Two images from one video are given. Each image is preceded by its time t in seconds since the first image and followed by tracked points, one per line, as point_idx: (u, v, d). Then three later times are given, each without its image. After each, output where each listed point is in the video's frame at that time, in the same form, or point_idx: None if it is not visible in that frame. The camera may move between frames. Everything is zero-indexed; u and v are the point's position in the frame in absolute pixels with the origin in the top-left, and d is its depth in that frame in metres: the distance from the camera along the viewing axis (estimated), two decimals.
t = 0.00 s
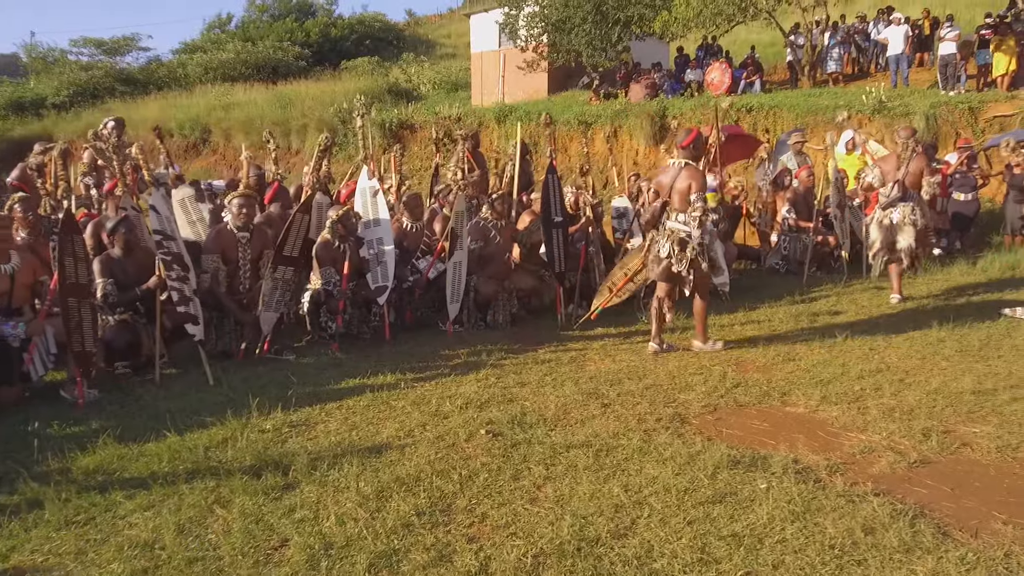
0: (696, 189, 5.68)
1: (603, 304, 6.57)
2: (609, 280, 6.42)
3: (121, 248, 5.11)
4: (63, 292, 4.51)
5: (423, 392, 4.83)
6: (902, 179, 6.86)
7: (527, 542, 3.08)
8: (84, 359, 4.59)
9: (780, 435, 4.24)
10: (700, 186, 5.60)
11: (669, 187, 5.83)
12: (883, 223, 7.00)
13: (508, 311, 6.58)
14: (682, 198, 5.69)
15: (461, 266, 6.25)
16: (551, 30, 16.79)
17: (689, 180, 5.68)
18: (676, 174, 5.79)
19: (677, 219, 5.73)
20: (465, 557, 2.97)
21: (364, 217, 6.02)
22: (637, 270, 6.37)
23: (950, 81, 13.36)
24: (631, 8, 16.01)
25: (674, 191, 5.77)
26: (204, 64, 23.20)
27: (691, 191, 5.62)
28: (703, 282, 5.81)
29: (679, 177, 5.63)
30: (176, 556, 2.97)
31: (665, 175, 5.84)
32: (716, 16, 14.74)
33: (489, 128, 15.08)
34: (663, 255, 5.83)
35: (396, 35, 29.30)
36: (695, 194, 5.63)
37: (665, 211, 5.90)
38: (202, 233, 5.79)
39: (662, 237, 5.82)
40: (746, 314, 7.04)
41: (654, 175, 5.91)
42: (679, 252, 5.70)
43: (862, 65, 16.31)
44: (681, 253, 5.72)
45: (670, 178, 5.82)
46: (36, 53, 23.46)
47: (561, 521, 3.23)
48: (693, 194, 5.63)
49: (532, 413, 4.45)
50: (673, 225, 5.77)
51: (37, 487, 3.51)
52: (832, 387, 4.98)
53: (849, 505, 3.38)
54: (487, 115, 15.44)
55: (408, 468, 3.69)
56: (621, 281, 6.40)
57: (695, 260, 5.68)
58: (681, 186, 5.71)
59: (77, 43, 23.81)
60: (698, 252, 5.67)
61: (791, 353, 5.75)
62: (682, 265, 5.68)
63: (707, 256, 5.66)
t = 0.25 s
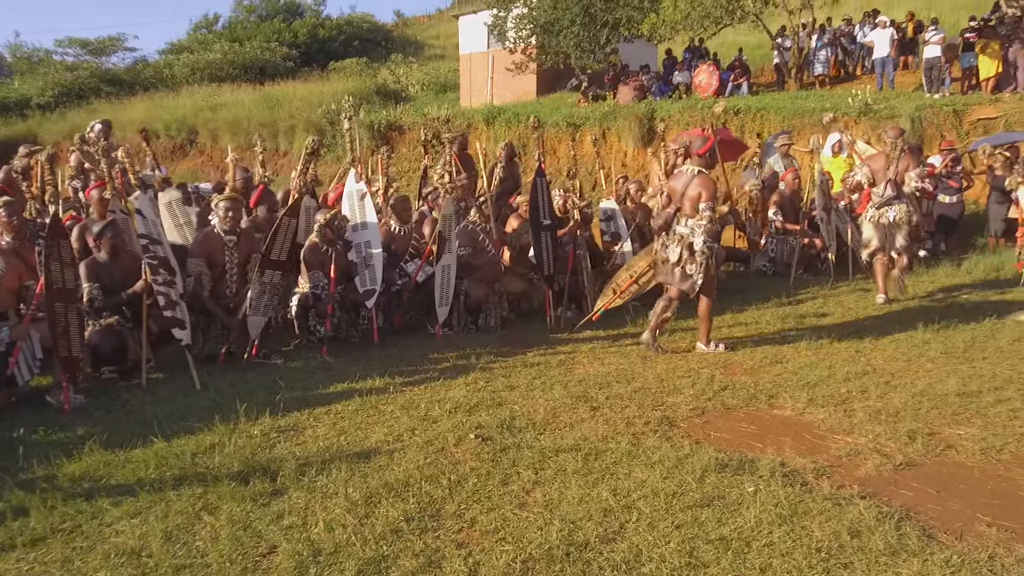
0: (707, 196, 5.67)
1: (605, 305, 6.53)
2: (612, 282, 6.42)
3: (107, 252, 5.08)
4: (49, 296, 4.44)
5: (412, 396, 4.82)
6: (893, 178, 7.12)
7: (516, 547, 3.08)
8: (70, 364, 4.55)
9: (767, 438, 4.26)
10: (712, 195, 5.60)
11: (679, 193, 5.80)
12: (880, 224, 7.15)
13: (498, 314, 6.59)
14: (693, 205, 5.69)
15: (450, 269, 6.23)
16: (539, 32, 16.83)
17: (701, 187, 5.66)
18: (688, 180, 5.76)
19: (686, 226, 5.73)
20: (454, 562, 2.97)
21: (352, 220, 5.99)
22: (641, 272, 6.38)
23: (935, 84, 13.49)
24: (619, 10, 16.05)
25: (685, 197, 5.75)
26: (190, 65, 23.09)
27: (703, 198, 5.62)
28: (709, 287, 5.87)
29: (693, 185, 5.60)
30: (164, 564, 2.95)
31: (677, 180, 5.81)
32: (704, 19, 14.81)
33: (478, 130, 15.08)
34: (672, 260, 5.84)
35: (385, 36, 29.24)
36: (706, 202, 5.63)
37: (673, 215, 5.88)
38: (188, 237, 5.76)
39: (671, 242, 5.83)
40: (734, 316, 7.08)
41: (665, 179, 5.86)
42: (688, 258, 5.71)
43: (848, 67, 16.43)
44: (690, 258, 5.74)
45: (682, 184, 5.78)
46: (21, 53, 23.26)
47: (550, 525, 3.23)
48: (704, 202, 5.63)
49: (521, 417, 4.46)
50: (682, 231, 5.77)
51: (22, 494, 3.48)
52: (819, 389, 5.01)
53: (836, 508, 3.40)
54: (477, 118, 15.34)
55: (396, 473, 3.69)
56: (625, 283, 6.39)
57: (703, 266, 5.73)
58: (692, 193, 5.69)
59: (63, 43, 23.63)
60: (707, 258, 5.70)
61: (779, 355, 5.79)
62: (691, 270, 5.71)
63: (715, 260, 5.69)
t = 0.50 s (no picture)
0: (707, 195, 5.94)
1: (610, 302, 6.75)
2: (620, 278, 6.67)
3: (89, 256, 5.06)
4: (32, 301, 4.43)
5: (398, 400, 4.80)
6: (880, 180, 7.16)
7: (503, 552, 3.08)
8: (54, 369, 4.52)
9: (752, 440, 4.29)
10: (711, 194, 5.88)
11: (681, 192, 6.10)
12: (867, 225, 7.22)
13: (485, 316, 6.59)
14: (693, 204, 5.97)
15: (436, 272, 6.22)
16: (525, 34, 16.84)
17: (701, 186, 5.95)
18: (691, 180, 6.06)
19: (686, 223, 6.00)
20: (441, 567, 2.97)
21: (336, 223, 5.97)
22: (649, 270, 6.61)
23: (916, 86, 13.63)
24: (604, 13, 16.09)
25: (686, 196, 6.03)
26: (173, 65, 22.92)
27: (702, 196, 5.90)
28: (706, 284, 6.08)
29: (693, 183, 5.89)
30: (147, 572, 2.92)
31: (680, 180, 6.11)
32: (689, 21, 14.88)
33: (464, 131, 15.07)
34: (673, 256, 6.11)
35: (370, 37, 29.14)
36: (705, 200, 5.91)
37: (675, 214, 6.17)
38: (170, 240, 5.71)
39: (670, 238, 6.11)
40: (719, 318, 7.12)
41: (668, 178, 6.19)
42: (688, 254, 5.93)
43: (831, 70, 16.57)
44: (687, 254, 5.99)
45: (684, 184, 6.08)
46: None
47: (537, 529, 3.23)
48: (703, 200, 5.91)
49: (507, 421, 4.46)
50: (681, 228, 6.05)
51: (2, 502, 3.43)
52: (804, 391, 5.04)
53: (820, 509, 3.43)
54: (462, 118, 15.37)
55: (383, 478, 3.67)
56: (631, 279, 6.61)
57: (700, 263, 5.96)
58: (693, 192, 5.99)
59: (43, 42, 23.36)
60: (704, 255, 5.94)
61: (763, 357, 5.83)
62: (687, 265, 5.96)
63: (717, 259, 5.87)
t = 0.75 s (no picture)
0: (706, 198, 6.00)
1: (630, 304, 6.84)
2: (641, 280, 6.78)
3: (88, 259, 5.03)
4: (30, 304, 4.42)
5: (397, 403, 4.81)
6: (888, 185, 7.13)
7: (502, 556, 3.08)
8: (53, 372, 4.52)
9: (751, 443, 4.29)
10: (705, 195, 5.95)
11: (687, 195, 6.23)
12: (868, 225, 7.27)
13: (484, 319, 6.60)
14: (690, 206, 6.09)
15: (436, 275, 6.22)
16: (524, 36, 16.86)
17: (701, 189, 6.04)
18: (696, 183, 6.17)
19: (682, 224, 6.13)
20: (440, 572, 2.97)
21: (335, 226, 5.94)
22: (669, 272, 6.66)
23: (916, 89, 13.64)
24: (604, 15, 16.10)
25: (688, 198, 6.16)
26: (173, 67, 22.96)
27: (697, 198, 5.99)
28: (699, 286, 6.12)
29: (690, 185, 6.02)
30: None
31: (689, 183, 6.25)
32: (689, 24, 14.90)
33: (464, 133, 15.08)
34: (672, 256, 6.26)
35: (369, 39, 29.15)
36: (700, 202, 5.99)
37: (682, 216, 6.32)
38: (171, 241, 5.74)
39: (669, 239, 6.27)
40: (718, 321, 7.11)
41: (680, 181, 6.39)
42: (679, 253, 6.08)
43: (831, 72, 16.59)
44: (679, 254, 6.14)
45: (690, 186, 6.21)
46: None
47: (536, 533, 3.23)
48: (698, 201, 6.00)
49: (507, 424, 4.46)
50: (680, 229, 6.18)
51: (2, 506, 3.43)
52: (803, 394, 5.05)
53: (819, 513, 3.43)
54: (461, 120, 15.37)
55: (382, 482, 3.67)
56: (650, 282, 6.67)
57: (691, 263, 6.06)
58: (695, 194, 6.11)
59: (42, 45, 23.38)
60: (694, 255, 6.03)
61: (762, 360, 5.84)
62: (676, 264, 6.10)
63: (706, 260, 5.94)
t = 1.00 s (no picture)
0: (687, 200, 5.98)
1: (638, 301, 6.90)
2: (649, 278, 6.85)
3: (76, 263, 5.06)
4: (15, 309, 4.38)
5: (388, 407, 4.80)
6: (890, 182, 7.32)
7: (493, 559, 3.08)
8: (39, 377, 4.48)
9: (740, 445, 4.31)
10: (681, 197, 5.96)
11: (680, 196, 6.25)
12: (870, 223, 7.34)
13: (475, 322, 6.58)
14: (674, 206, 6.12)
15: (426, 277, 6.23)
16: (516, 38, 16.89)
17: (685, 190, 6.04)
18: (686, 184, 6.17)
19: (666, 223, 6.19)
20: None
21: (326, 228, 5.96)
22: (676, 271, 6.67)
23: (904, 91, 13.73)
24: (594, 18, 16.14)
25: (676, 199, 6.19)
26: (163, 69, 22.87)
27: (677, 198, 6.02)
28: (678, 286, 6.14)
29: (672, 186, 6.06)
30: None
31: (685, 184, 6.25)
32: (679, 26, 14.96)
33: (455, 135, 15.09)
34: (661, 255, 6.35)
35: (361, 40, 29.10)
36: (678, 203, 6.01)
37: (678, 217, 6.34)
38: (161, 245, 5.75)
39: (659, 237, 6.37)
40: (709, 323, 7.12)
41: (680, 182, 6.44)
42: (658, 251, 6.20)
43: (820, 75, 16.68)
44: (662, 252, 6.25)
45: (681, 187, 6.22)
46: None
47: (526, 536, 3.24)
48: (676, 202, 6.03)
49: (497, 427, 4.46)
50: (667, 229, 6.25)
51: None
52: (792, 395, 5.07)
53: (808, 515, 3.45)
54: (453, 122, 15.40)
55: (372, 486, 3.67)
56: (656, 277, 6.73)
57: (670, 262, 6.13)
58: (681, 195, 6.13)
59: (31, 46, 23.24)
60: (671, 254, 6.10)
61: (752, 362, 5.86)
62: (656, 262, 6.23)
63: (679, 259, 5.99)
